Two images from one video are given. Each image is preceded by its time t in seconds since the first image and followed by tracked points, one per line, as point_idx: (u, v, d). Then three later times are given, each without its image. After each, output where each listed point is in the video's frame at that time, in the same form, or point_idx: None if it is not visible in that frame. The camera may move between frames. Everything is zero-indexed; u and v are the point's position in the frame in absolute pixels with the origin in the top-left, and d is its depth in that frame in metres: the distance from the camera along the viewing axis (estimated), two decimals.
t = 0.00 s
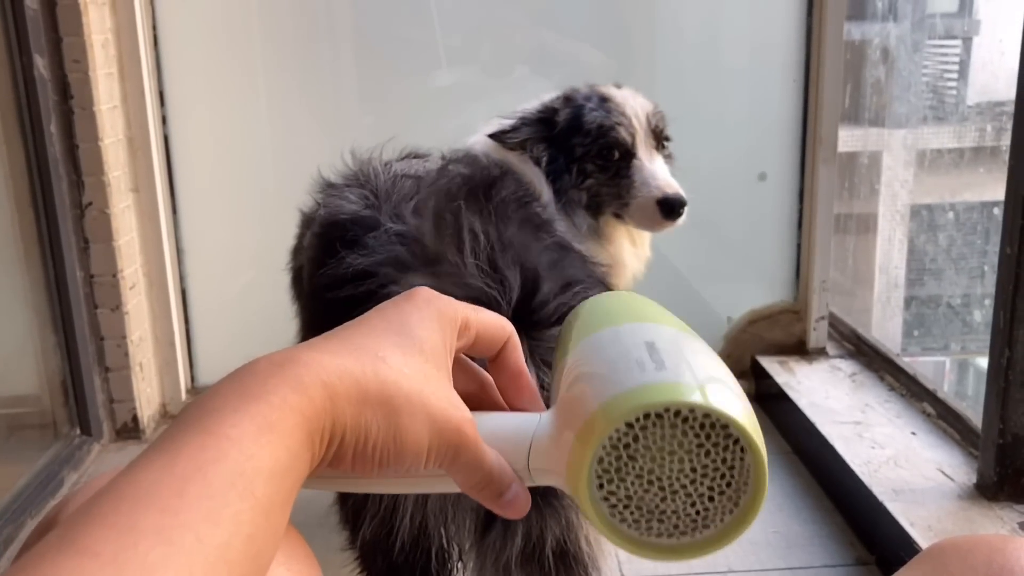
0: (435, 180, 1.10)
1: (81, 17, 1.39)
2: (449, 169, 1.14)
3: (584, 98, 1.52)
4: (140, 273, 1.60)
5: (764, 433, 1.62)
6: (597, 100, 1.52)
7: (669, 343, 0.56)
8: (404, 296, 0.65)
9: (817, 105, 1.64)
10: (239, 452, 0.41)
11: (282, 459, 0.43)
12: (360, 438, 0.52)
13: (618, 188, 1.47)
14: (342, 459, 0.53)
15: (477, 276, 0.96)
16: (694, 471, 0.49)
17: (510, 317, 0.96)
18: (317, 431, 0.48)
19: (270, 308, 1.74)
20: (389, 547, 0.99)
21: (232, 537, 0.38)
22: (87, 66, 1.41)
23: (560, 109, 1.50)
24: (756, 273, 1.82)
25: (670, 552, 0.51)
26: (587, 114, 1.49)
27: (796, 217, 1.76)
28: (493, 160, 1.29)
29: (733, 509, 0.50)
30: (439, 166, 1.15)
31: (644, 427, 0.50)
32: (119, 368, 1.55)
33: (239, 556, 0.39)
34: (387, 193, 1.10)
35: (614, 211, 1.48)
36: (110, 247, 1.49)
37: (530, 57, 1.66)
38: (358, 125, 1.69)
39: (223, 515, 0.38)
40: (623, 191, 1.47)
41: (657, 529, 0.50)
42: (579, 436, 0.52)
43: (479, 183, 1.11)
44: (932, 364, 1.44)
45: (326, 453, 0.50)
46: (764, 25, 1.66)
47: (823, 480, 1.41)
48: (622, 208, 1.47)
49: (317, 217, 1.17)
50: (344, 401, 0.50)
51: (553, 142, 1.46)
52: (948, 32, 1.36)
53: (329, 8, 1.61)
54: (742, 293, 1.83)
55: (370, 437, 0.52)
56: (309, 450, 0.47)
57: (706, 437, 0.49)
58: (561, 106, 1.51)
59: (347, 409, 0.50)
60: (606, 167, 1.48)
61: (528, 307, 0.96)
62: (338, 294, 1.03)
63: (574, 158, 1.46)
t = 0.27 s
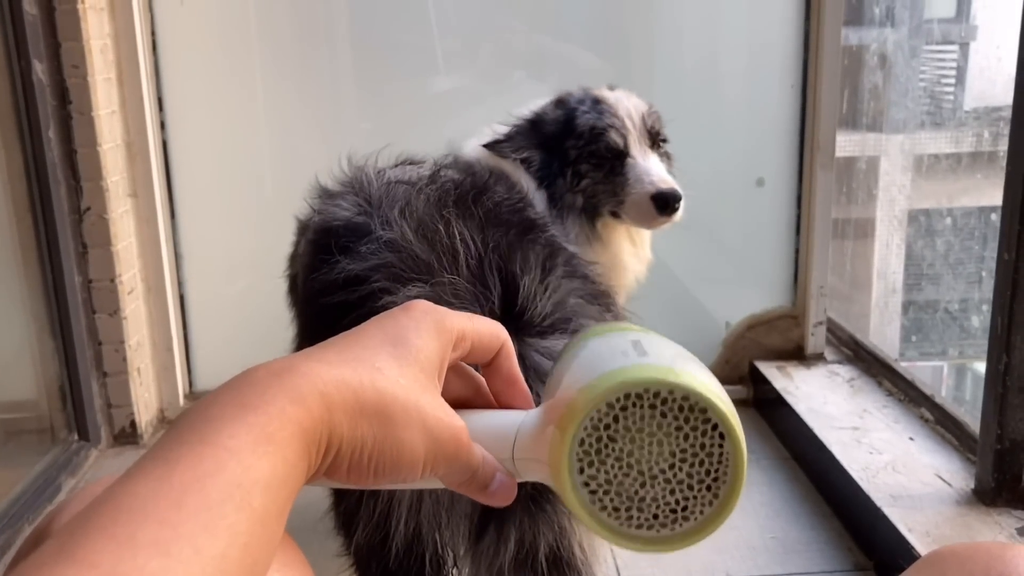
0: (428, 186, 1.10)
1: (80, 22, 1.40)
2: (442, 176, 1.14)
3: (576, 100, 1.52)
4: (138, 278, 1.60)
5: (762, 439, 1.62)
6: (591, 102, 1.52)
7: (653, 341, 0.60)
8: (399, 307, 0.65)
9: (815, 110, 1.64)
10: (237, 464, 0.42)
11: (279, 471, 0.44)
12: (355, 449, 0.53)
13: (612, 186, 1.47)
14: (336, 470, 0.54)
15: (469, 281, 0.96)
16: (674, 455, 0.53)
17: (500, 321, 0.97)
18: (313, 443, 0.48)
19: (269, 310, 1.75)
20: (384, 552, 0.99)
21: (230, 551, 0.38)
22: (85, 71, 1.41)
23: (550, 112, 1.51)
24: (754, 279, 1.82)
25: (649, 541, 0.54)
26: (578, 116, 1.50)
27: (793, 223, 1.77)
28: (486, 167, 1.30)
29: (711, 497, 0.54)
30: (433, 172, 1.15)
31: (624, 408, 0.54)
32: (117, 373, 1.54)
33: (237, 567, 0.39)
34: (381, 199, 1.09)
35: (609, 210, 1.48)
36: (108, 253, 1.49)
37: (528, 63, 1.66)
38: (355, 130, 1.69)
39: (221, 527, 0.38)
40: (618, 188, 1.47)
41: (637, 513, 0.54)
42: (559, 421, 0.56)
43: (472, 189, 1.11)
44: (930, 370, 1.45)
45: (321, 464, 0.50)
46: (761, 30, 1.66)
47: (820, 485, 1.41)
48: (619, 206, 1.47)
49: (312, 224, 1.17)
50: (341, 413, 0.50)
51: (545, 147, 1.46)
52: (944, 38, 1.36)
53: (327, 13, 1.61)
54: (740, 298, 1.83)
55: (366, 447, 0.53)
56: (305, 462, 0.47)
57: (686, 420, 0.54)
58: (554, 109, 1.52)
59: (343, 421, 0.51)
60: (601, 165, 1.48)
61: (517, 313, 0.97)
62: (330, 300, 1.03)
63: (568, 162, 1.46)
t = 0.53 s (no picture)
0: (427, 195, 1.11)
1: (78, 31, 1.40)
2: (441, 185, 1.15)
3: (569, 105, 1.53)
4: (136, 285, 1.60)
5: (758, 445, 1.63)
6: (585, 106, 1.53)
7: (634, 347, 0.63)
8: (394, 314, 0.66)
9: (810, 119, 1.65)
10: (236, 474, 0.42)
11: (278, 480, 0.44)
12: (351, 456, 0.53)
13: (609, 188, 1.48)
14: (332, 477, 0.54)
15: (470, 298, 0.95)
16: (657, 464, 0.56)
17: (501, 337, 0.96)
18: (311, 451, 0.49)
19: (268, 318, 1.74)
20: (383, 561, 1.00)
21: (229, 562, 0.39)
22: (84, 79, 1.42)
23: (543, 118, 1.52)
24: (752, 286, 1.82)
25: (638, 542, 0.58)
26: (573, 119, 1.51)
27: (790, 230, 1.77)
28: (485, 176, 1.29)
29: (696, 499, 0.57)
30: (432, 181, 1.16)
31: (607, 419, 0.57)
32: (115, 380, 1.55)
33: None
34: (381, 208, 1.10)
35: (608, 210, 1.48)
36: (105, 260, 1.49)
37: (525, 70, 1.67)
38: (354, 137, 1.70)
39: (220, 538, 0.39)
40: (615, 188, 1.48)
41: (625, 517, 0.58)
42: (547, 432, 0.59)
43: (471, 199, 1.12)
44: (927, 376, 1.45)
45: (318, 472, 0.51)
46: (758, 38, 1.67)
47: (817, 492, 1.41)
48: (617, 206, 1.48)
49: (311, 232, 1.17)
50: (339, 421, 0.51)
51: (541, 153, 1.47)
52: (940, 46, 1.37)
53: (325, 21, 1.62)
54: (737, 304, 1.84)
55: (361, 454, 0.54)
56: (302, 471, 0.48)
57: (669, 429, 0.56)
58: (547, 115, 1.53)
59: (341, 428, 0.51)
60: (597, 166, 1.49)
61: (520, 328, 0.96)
62: (329, 308, 1.03)
63: (563, 167, 1.47)
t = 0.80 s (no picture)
0: (424, 208, 1.11)
1: (77, 39, 1.41)
2: (439, 195, 1.15)
3: (566, 109, 1.54)
4: (133, 293, 1.60)
5: (755, 452, 1.63)
6: (580, 110, 1.52)
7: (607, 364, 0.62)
8: (388, 325, 0.67)
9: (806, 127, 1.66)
10: (231, 491, 0.43)
11: (270, 498, 0.45)
12: (341, 471, 0.54)
13: (608, 190, 1.49)
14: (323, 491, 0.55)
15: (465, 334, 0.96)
16: (646, 492, 0.58)
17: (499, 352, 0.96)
18: (303, 467, 0.50)
19: (266, 326, 1.75)
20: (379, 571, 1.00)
21: None
22: (83, 88, 1.42)
23: (539, 122, 1.51)
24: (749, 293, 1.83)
25: (640, 552, 0.61)
26: (569, 122, 1.51)
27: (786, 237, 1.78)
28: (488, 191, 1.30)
29: (690, 511, 0.59)
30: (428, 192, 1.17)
31: (592, 462, 0.57)
32: (113, 388, 1.55)
33: None
34: (378, 217, 1.11)
35: (608, 212, 1.49)
36: (103, 267, 1.50)
37: (522, 77, 1.68)
38: (352, 145, 1.70)
39: (214, 556, 0.39)
40: (615, 189, 1.48)
41: (621, 535, 0.60)
42: (534, 470, 0.60)
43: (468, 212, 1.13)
44: (923, 383, 1.45)
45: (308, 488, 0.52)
46: (754, 45, 1.68)
47: (812, 498, 1.42)
48: (618, 207, 1.48)
49: (307, 241, 1.17)
50: (333, 436, 0.52)
51: (538, 158, 1.47)
52: (935, 53, 1.37)
53: (324, 29, 1.63)
54: (733, 311, 1.84)
55: (353, 469, 0.55)
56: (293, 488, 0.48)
57: (655, 460, 0.57)
58: (544, 119, 1.52)
59: (334, 444, 0.52)
60: (596, 169, 1.49)
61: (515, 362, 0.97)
62: (328, 317, 1.03)
63: (561, 171, 1.47)
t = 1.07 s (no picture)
0: (422, 212, 1.11)
1: (76, 45, 1.41)
2: (438, 201, 1.15)
3: (558, 114, 1.55)
4: (132, 299, 1.60)
5: (754, 457, 1.63)
6: (571, 114, 1.54)
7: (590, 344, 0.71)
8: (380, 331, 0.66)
9: (804, 132, 1.66)
10: (222, 497, 0.42)
11: (262, 504, 0.45)
12: (336, 477, 0.54)
13: (604, 190, 1.49)
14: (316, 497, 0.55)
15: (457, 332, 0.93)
16: (637, 435, 0.64)
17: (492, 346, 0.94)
18: (295, 473, 0.49)
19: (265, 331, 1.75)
20: None
21: None
22: (82, 93, 1.42)
23: (530, 129, 1.53)
24: (748, 298, 1.82)
25: (628, 520, 0.64)
26: (561, 126, 1.52)
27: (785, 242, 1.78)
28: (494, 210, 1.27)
29: (679, 470, 0.65)
30: (428, 196, 1.17)
31: (587, 399, 0.65)
32: (111, 394, 1.55)
33: None
34: (378, 223, 1.10)
35: (604, 212, 1.48)
36: (102, 273, 1.50)
37: (520, 82, 1.68)
38: (352, 150, 1.70)
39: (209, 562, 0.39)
40: (609, 189, 1.48)
41: (613, 497, 0.64)
42: (524, 425, 0.65)
43: (466, 214, 1.12)
44: (923, 387, 1.45)
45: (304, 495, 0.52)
46: (753, 51, 1.68)
47: (812, 504, 1.42)
48: (613, 206, 1.48)
49: (307, 248, 1.17)
50: (323, 443, 0.52)
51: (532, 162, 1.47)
52: (934, 57, 1.37)
53: (323, 34, 1.62)
54: (732, 316, 1.83)
55: (346, 475, 0.55)
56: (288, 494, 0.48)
57: (644, 400, 0.65)
58: (537, 126, 1.54)
59: (326, 452, 0.52)
60: (589, 170, 1.49)
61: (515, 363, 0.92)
62: (330, 323, 1.03)
63: (556, 173, 1.48)
